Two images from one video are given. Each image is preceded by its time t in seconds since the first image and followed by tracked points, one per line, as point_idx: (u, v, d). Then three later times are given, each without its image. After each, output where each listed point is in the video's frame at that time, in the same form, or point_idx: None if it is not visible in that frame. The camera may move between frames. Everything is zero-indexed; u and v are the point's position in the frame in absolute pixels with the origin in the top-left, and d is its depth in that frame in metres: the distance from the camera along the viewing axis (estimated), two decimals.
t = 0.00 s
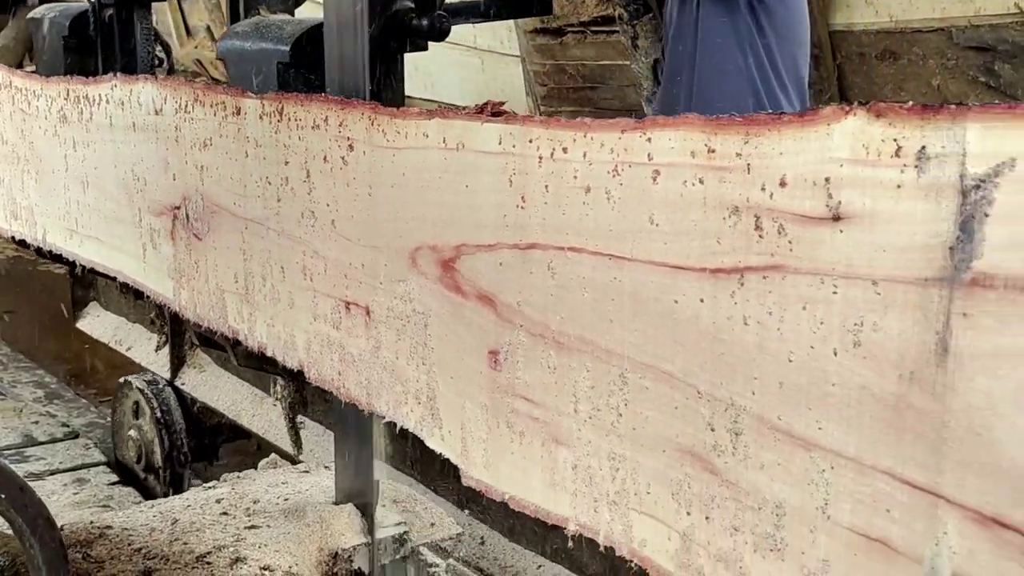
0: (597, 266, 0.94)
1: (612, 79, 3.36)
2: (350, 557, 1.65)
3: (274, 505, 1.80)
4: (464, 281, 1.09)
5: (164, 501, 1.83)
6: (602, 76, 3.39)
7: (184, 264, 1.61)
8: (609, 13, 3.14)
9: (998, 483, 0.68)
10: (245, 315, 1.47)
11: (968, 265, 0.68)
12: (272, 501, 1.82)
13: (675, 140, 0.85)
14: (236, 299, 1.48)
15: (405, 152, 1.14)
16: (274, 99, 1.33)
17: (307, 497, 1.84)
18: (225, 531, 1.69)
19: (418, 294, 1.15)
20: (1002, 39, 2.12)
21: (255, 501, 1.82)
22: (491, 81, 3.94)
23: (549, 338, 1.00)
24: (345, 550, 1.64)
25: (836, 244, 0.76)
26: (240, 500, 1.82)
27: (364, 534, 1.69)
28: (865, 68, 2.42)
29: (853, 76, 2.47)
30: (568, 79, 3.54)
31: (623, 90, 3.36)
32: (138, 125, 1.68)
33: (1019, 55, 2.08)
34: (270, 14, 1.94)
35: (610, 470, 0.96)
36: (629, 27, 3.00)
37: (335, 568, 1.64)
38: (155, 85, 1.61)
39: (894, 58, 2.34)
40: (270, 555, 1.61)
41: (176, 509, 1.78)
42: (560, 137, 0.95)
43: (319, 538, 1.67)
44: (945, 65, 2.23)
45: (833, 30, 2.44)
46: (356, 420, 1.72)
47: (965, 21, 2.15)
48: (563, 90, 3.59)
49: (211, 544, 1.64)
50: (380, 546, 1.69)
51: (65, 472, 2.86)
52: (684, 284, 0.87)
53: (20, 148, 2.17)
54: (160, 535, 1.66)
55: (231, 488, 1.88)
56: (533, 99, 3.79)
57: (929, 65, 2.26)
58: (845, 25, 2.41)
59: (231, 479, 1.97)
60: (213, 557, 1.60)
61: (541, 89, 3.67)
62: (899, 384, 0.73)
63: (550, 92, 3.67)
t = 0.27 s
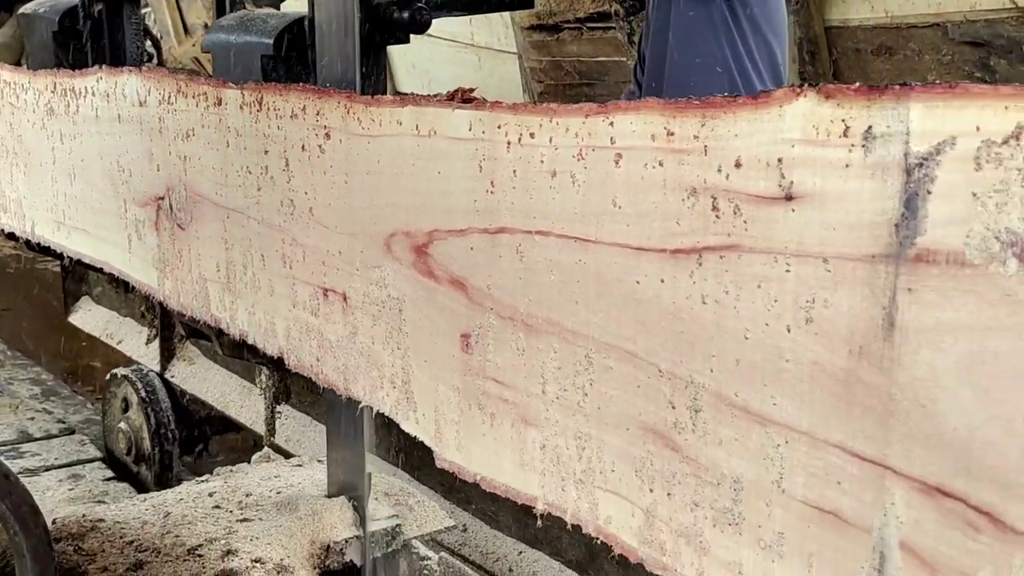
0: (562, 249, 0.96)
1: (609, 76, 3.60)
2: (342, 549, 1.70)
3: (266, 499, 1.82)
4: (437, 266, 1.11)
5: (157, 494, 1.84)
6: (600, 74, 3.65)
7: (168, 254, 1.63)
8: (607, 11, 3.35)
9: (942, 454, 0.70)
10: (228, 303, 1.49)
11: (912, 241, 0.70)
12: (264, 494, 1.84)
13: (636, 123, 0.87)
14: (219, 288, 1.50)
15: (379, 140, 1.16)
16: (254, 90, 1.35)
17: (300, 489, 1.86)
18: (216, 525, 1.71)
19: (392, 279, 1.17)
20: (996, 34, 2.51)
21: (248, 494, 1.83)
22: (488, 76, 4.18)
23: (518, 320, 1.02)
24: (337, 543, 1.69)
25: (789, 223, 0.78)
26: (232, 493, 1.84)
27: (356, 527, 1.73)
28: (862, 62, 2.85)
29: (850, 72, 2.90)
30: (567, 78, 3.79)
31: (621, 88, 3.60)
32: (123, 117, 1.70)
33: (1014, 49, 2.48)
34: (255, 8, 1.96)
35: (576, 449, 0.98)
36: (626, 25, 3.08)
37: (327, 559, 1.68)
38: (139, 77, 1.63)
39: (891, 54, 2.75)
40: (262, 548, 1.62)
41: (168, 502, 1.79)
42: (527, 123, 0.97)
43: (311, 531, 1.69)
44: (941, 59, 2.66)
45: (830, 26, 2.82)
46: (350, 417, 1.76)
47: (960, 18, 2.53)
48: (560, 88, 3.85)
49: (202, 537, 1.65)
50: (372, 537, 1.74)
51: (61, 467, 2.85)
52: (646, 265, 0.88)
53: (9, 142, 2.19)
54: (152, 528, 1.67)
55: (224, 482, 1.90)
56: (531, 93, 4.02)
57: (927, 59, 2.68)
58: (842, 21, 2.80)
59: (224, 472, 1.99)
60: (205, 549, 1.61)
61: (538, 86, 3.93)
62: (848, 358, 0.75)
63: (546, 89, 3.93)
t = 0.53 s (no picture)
0: (526, 233, 0.98)
1: (606, 72, 3.65)
2: (333, 542, 1.72)
3: (258, 491, 1.82)
4: (407, 252, 1.13)
5: (148, 487, 1.85)
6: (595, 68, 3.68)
7: (151, 244, 1.65)
8: (603, 7, 3.39)
9: (882, 426, 0.73)
10: (209, 292, 1.51)
11: (853, 220, 0.72)
12: (256, 486, 1.85)
13: (594, 109, 0.89)
14: (200, 277, 1.53)
15: (352, 129, 1.18)
16: (232, 81, 1.37)
17: (291, 482, 1.87)
18: (208, 517, 1.71)
19: (365, 265, 1.19)
20: (989, 30, 2.53)
21: (240, 487, 1.84)
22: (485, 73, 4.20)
23: (485, 304, 1.04)
24: (328, 535, 1.71)
25: (738, 204, 0.80)
26: (224, 486, 1.85)
27: (346, 519, 1.75)
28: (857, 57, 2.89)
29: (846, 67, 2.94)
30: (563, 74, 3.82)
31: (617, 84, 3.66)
32: (107, 109, 1.72)
33: (1008, 45, 2.49)
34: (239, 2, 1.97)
35: (541, 429, 1.00)
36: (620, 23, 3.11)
37: (318, 553, 1.71)
38: (122, 69, 1.64)
39: (886, 49, 2.78)
40: (253, 540, 1.62)
41: (159, 494, 1.79)
42: (492, 110, 0.99)
43: (303, 523, 1.72)
44: (935, 55, 2.69)
45: (824, 22, 2.88)
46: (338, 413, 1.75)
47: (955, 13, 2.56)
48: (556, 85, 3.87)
49: (193, 529, 1.65)
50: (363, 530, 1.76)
51: (56, 464, 2.87)
52: (604, 248, 0.91)
53: None
54: (144, 520, 1.68)
55: (215, 474, 1.91)
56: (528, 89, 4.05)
57: (921, 55, 2.70)
58: (836, 16, 2.85)
59: (216, 466, 1.99)
60: (196, 541, 1.61)
61: (534, 83, 3.89)
62: (795, 334, 0.77)
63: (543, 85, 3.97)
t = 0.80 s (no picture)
0: (487, 219, 1.00)
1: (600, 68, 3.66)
2: (320, 534, 1.74)
3: (245, 485, 1.84)
4: (376, 239, 1.15)
5: (138, 481, 1.87)
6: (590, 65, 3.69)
7: (133, 236, 1.67)
8: (597, 3, 3.41)
9: (819, 401, 0.75)
10: (188, 282, 1.53)
11: (792, 201, 0.75)
12: (244, 480, 1.86)
13: (550, 97, 0.91)
14: (179, 267, 1.55)
15: (322, 119, 1.20)
16: (208, 73, 1.39)
17: (279, 476, 1.88)
18: (195, 510, 1.73)
19: (335, 253, 1.22)
20: (982, 26, 2.54)
21: (228, 481, 1.86)
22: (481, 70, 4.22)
23: (449, 289, 1.06)
24: (314, 528, 1.73)
25: (685, 188, 0.82)
26: (212, 479, 1.86)
27: (333, 514, 1.77)
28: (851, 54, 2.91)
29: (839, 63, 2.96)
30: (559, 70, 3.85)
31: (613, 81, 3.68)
32: (89, 102, 1.74)
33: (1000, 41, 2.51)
34: None
35: (503, 410, 1.03)
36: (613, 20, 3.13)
37: (306, 546, 1.72)
38: (103, 63, 1.66)
39: (879, 45, 2.79)
40: (238, 533, 1.63)
41: (149, 489, 1.82)
42: (454, 99, 1.01)
43: (291, 517, 1.73)
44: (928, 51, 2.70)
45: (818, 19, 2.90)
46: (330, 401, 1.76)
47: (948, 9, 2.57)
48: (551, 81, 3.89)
49: (181, 522, 1.66)
50: (350, 524, 1.78)
51: (48, 460, 2.71)
52: (560, 232, 0.93)
53: None
54: (132, 514, 1.70)
55: (205, 468, 1.93)
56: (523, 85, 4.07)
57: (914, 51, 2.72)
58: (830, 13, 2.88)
59: (206, 459, 2.02)
60: (182, 535, 1.63)
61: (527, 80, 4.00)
62: (739, 314, 0.79)
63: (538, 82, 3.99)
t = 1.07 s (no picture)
0: (452, 210, 1.03)
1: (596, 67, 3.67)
2: (310, 532, 1.71)
3: (237, 483, 1.82)
4: (347, 232, 1.17)
5: (128, 479, 1.86)
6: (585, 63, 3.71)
7: (117, 231, 1.69)
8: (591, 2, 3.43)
9: (762, 385, 0.78)
10: (169, 276, 1.56)
11: (736, 191, 0.77)
12: (235, 478, 1.85)
13: (510, 91, 0.94)
14: (161, 261, 1.57)
15: (296, 114, 1.22)
16: (187, 70, 1.41)
17: (270, 473, 1.87)
18: (185, 507, 1.71)
19: (309, 246, 1.24)
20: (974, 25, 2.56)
21: (219, 478, 1.84)
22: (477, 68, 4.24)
23: (417, 280, 1.09)
24: (305, 526, 1.70)
25: (637, 179, 0.84)
26: (204, 477, 1.85)
27: (323, 510, 1.73)
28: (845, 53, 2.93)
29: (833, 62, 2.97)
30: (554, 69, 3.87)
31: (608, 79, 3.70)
32: (73, 99, 1.76)
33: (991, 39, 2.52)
34: None
35: (469, 398, 1.05)
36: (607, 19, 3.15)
37: (295, 543, 1.69)
38: (87, 60, 1.69)
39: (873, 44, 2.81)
40: (228, 530, 1.61)
41: (139, 487, 1.80)
42: (421, 94, 1.03)
43: (281, 514, 1.70)
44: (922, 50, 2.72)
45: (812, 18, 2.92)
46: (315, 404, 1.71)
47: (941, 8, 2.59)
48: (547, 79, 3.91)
49: (171, 518, 1.65)
50: (343, 521, 1.74)
51: (42, 458, 2.70)
52: (521, 223, 0.96)
53: None
54: (122, 510, 1.68)
55: (196, 467, 1.91)
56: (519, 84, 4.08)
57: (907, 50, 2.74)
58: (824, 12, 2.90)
59: (196, 458, 2.00)
60: (172, 531, 1.61)
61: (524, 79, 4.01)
62: (687, 301, 0.82)
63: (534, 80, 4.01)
